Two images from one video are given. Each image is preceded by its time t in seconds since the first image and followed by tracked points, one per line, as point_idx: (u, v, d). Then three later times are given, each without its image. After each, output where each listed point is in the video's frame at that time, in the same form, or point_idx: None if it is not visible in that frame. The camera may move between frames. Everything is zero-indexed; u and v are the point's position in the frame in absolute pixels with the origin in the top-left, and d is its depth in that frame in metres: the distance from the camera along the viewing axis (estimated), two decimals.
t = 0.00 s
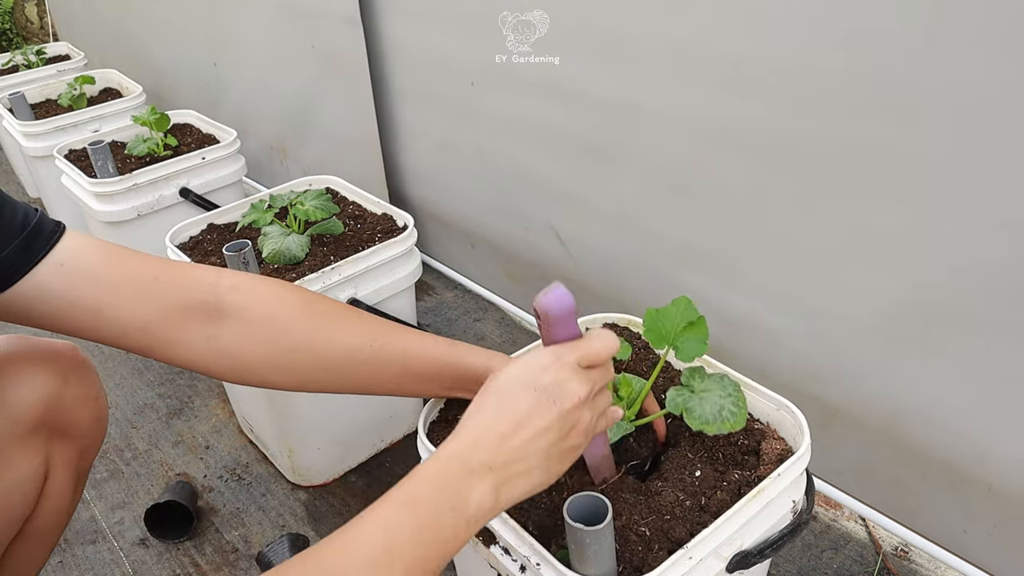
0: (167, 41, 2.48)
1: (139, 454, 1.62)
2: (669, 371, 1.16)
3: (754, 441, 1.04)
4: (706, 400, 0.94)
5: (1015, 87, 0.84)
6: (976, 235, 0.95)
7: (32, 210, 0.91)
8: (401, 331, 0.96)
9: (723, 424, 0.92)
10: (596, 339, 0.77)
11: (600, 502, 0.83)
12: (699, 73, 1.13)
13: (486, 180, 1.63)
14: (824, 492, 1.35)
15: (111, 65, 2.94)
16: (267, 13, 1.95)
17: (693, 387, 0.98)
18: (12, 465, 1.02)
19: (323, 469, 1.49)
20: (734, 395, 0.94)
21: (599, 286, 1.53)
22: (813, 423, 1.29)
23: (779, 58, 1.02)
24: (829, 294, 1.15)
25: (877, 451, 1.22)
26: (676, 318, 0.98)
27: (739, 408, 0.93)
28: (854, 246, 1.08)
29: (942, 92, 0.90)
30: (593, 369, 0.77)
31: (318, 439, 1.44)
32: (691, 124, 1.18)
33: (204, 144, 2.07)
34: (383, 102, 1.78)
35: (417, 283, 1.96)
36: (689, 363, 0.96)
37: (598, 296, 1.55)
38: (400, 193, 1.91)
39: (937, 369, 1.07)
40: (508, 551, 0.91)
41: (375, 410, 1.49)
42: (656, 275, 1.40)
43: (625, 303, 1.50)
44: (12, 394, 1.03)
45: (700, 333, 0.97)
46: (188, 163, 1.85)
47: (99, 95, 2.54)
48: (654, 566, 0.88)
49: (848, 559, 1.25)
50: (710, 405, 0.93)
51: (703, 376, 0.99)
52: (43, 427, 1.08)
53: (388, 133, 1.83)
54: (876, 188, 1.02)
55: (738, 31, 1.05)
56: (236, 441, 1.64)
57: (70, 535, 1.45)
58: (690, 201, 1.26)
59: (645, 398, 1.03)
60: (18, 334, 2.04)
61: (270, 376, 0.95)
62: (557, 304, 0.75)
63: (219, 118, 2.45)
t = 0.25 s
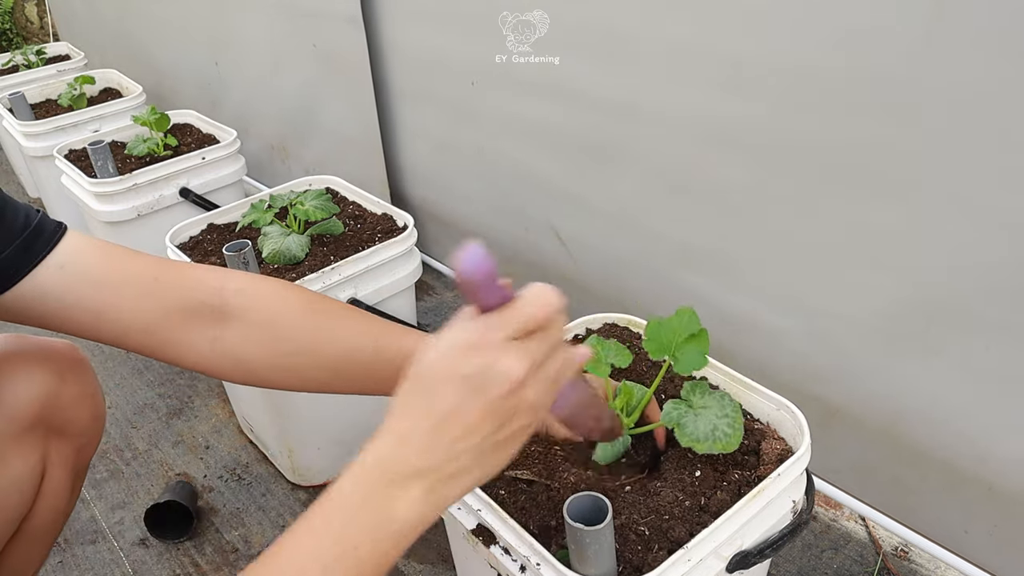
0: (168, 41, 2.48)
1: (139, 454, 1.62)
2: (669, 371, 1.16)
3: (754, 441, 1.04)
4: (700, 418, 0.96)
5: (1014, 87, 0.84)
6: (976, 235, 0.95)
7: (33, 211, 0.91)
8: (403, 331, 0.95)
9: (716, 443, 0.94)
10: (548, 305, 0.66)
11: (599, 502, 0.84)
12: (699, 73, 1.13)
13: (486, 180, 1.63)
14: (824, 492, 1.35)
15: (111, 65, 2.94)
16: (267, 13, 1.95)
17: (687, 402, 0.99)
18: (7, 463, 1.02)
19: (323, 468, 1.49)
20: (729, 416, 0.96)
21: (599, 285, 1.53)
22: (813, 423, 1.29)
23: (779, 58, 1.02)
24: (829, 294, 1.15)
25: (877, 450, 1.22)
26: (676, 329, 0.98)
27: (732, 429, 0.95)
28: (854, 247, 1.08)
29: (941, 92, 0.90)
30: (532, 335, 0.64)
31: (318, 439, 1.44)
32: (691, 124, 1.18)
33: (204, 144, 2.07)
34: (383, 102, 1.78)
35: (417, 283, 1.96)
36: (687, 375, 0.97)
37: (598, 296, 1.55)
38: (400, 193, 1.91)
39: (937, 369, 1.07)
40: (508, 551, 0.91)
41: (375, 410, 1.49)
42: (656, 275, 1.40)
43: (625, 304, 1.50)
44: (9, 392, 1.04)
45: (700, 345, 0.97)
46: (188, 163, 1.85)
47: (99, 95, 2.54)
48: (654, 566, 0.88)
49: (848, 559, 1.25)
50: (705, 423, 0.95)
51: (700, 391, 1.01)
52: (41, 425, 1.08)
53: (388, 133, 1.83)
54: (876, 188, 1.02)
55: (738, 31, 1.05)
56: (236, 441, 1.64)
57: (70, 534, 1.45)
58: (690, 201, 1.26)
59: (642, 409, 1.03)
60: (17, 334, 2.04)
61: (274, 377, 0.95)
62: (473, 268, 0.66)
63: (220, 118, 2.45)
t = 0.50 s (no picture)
0: (169, 41, 2.48)
1: (139, 454, 1.62)
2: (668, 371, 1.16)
3: (754, 441, 1.04)
4: (696, 412, 0.91)
5: (1014, 87, 0.84)
6: (976, 235, 0.95)
7: (33, 213, 0.91)
8: (393, 322, 1.01)
9: (715, 435, 0.88)
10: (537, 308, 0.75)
11: (600, 502, 0.84)
12: (699, 73, 1.13)
13: (486, 179, 1.63)
14: (824, 492, 1.35)
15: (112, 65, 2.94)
16: (268, 13, 1.95)
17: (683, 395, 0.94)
18: (10, 466, 1.02)
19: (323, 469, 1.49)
20: (724, 403, 0.90)
21: (599, 285, 1.53)
22: (813, 423, 1.29)
23: (779, 58, 1.02)
24: (829, 294, 1.15)
25: (877, 450, 1.22)
26: (659, 327, 0.97)
27: (730, 416, 0.89)
28: (855, 246, 1.08)
29: (941, 92, 0.90)
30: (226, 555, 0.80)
31: (318, 439, 1.44)
32: (692, 124, 1.18)
33: (204, 144, 2.07)
34: (383, 102, 1.78)
35: (417, 283, 1.96)
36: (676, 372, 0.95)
37: (598, 296, 1.55)
38: (400, 193, 1.91)
39: (937, 369, 1.07)
40: (508, 551, 0.91)
41: (375, 410, 1.49)
42: (656, 274, 1.40)
43: (625, 304, 1.50)
44: (13, 394, 1.03)
45: (685, 341, 0.96)
46: (188, 163, 1.85)
47: (99, 95, 2.53)
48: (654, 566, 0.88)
49: (848, 559, 1.25)
50: (701, 417, 0.90)
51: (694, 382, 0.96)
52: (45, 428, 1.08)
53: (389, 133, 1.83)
54: (876, 188, 1.02)
55: (738, 31, 1.05)
56: (236, 441, 1.64)
57: (70, 535, 1.45)
58: (690, 200, 1.26)
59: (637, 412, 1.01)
60: (17, 334, 2.04)
61: (269, 368, 0.98)
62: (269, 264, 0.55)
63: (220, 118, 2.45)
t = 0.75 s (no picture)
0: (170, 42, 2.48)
1: (139, 454, 1.62)
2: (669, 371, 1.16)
3: (754, 442, 1.04)
4: (699, 406, 0.92)
5: (1013, 86, 0.85)
6: (976, 235, 0.95)
7: (23, 205, 0.90)
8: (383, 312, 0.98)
9: (715, 429, 0.90)
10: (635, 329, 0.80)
11: (600, 502, 0.83)
12: (699, 73, 1.13)
13: (487, 179, 1.63)
14: (825, 492, 1.36)
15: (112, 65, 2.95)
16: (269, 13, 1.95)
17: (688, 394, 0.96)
18: (6, 466, 1.03)
19: (323, 469, 1.49)
20: (728, 402, 0.93)
21: (600, 285, 1.53)
22: (814, 422, 1.29)
23: (779, 58, 1.02)
24: (830, 294, 1.15)
25: (877, 449, 1.22)
26: (671, 324, 0.98)
27: (732, 413, 0.91)
28: (855, 246, 1.08)
29: (942, 90, 0.90)
30: None
31: (318, 439, 1.44)
32: (692, 124, 1.18)
33: (205, 144, 2.07)
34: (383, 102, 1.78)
35: (418, 283, 1.97)
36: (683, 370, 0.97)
37: (599, 296, 1.55)
38: (401, 193, 1.91)
39: (939, 369, 1.07)
40: (508, 551, 0.91)
41: (376, 409, 1.50)
42: (656, 274, 1.40)
43: (626, 304, 1.50)
44: (9, 396, 1.03)
45: (695, 340, 0.98)
46: (188, 163, 1.85)
47: (99, 95, 2.53)
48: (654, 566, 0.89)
49: (848, 559, 1.25)
50: (705, 410, 0.92)
51: (697, 383, 0.98)
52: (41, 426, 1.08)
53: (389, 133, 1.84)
54: (876, 187, 1.02)
55: (738, 31, 1.05)
56: (236, 441, 1.64)
57: (70, 534, 1.44)
58: (691, 200, 1.26)
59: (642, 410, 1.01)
60: (18, 334, 2.04)
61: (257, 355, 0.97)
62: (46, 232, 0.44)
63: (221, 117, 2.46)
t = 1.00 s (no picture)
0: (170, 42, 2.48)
1: (139, 454, 1.62)
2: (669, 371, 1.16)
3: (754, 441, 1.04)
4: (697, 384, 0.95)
5: (1012, 85, 0.85)
6: (977, 234, 0.96)
7: (33, 199, 0.91)
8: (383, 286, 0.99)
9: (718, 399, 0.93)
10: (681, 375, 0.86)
11: (600, 502, 0.83)
12: (700, 73, 1.13)
13: (487, 179, 1.63)
14: (825, 491, 1.36)
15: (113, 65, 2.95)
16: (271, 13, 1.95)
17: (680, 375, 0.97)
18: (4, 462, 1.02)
19: (323, 469, 1.49)
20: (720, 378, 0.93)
21: (601, 284, 1.53)
22: (814, 422, 1.30)
23: (779, 58, 1.03)
24: (830, 293, 1.15)
25: (878, 448, 1.22)
26: (663, 314, 1.00)
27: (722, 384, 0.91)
28: (856, 246, 1.08)
29: (942, 89, 0.90)
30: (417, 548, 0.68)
31: (318, 439, 1.44)
32: (693, 124, 1.18)
33: (205, 144, 2.07)
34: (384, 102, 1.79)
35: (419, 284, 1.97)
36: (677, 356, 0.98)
37: (599, 296, 1.55)
38: (401, 193, 1.91)
39: (939, 368, 1.07)
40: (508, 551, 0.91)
41: (376, 409, 1.50)
42: (657, 274, 1.40)
43: (627, 303, 1.50)
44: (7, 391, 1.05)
45: (686, 328, 0.99)
46: (188, 163, 1.85)
47: (100, 95, 2.54)
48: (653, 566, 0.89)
49: (848, 559, 1.26)
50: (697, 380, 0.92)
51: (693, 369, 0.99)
52: (37, 421, 1.08)
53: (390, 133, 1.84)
54: (876, 187, 1.02)
55: (738, 31, 1.05)
56: (236, 441, 1.64)
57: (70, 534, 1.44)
58: (691, 199, 1.26)
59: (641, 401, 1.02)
60: (18, 334, 2.04)
61: (262, 336, 0.98)
62: None
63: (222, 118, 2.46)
